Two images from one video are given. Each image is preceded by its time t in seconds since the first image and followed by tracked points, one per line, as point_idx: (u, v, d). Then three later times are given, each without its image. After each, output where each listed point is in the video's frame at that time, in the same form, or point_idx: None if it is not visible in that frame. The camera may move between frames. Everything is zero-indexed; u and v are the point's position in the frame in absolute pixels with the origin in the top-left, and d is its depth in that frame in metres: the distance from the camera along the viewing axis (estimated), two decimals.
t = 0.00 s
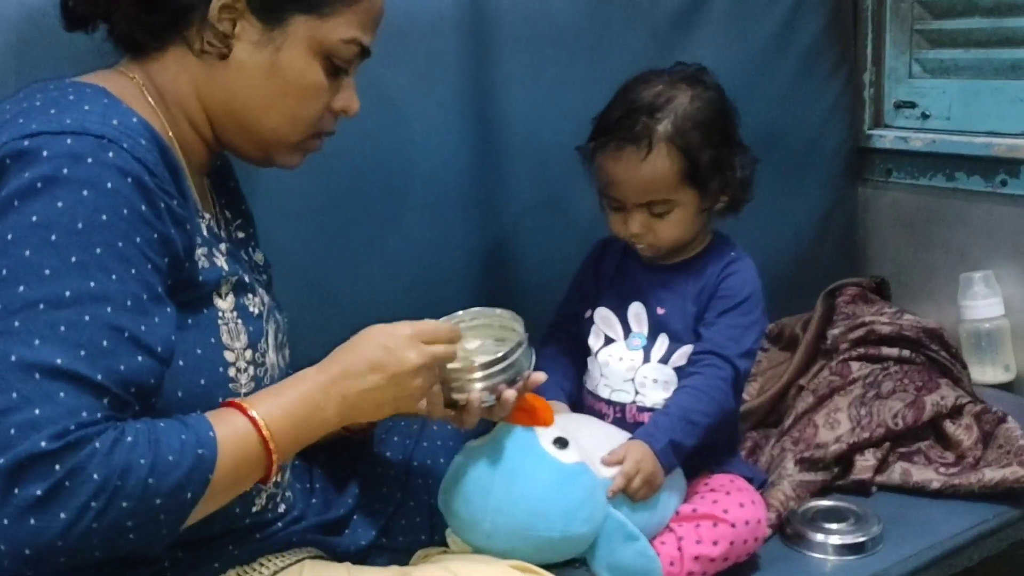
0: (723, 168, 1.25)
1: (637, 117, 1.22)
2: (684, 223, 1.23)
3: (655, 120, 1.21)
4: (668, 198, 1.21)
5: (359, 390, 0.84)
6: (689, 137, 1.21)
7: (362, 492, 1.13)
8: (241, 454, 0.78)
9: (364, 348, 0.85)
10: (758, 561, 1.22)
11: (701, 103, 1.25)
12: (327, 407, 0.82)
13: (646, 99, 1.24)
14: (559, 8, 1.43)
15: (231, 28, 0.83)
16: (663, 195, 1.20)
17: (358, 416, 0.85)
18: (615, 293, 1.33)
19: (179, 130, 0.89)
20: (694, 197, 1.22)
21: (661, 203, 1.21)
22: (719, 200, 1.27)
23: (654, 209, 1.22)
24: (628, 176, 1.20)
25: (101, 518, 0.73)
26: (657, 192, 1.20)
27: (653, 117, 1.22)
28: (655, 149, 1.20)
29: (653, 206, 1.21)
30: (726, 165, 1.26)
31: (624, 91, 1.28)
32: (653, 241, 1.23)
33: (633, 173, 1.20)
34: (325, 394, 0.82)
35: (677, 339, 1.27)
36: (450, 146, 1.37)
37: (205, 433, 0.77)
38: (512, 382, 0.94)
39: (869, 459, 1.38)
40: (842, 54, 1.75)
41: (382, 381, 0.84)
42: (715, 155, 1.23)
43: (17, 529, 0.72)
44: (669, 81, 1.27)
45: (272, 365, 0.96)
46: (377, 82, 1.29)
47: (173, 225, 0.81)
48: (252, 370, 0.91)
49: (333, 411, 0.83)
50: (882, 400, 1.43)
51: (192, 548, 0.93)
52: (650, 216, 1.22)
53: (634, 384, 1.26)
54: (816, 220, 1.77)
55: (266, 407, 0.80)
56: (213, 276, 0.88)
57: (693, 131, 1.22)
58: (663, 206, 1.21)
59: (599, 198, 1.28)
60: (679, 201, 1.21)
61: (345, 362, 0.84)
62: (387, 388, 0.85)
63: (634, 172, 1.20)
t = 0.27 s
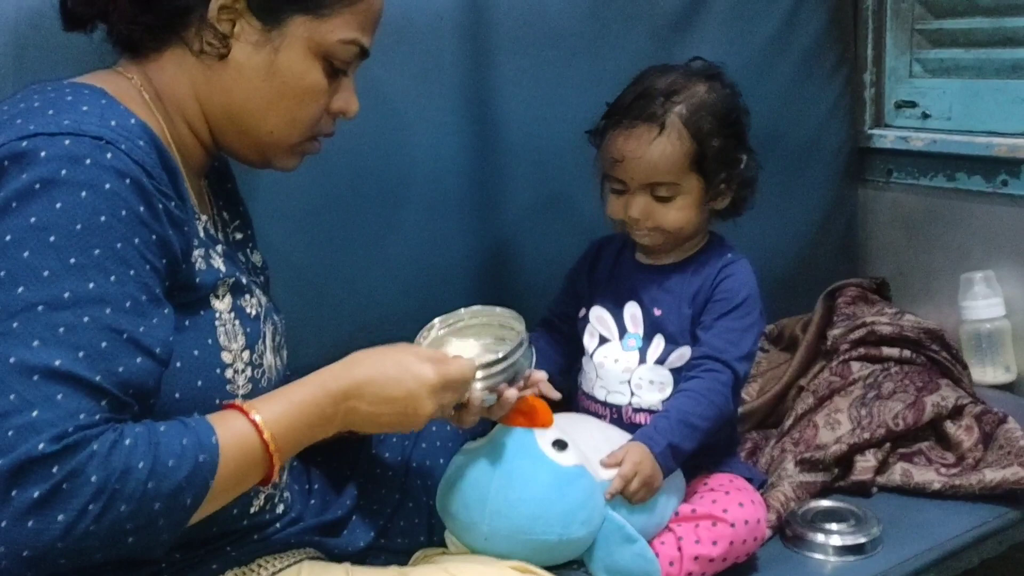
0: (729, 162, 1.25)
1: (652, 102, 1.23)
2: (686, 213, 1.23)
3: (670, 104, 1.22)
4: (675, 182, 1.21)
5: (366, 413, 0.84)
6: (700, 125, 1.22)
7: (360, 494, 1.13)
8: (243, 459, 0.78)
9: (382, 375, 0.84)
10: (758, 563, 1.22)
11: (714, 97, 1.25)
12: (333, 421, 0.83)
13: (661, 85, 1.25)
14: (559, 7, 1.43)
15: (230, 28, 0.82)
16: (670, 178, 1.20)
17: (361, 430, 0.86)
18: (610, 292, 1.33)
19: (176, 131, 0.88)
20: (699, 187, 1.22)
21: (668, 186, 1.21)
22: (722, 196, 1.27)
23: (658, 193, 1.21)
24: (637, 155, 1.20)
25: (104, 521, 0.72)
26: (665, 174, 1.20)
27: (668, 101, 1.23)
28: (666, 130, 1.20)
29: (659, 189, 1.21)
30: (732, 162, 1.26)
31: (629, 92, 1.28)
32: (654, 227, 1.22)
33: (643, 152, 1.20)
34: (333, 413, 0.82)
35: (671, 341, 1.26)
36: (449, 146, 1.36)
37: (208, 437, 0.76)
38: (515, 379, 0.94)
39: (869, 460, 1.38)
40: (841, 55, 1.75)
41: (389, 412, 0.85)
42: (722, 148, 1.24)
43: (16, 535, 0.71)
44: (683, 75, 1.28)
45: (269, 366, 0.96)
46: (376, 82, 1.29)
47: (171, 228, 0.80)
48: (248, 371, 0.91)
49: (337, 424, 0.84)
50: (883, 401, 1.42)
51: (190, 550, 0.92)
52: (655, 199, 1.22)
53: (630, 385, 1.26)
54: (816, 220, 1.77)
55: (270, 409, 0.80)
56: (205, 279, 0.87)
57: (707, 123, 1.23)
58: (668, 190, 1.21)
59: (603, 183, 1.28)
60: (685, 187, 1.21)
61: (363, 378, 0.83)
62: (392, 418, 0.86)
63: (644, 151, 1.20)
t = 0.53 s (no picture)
0: (733, 157, 1.27)
1: (665, 87, 1.26)
2: (687, 201, 1.24)
3: (680, 91, 1.25)
4: (680, 165, 1.22)
5: (358, 418, 0.85)
6: (710, 112, 1.24)
7: (363, 492, 1.14)
8: (229, 461, 0.77)
9: (369, 382, 0.84)
10: (758, 561, 1.23)
11: (724, 93, 1.27)
12: (326, 427, 0.84)
13: (673, 75, 1.28)
14: (560, 9, 1.43)
15: (234, 30, 0.83)
16: (676, 160, 1.22)
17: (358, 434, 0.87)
18: (617, 289, 1.34)
19: (180, 133, 0.89)
20: (702, 176, 1.24)
21: (673, 169, 1.22)
22: (724, 191, 1.28)
23: (660, 176, 1.23)
24: (646, 133, 1.22)
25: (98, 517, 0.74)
26: (671, 155, 1.22)
27: (678, 90, 1.25)
28: (676, 111, 1.22)
29: (664, 171, 1.23)
30: (737, 157, 1.28)
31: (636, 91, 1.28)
32: (653, 211, 1.23)
33: (651, 130, 1.22)
34: (324, 419, 0.83)
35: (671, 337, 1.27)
36: (450, 147, 1.37)
37: (195, 436, 0.76)
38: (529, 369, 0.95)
39: (867, 459, 1.39)
40: (840, 56, 1.76)
41: (382, 417, 0.86)
42: (728, 142, 1.26)
43: (16, 527, 0.73)
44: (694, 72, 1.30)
45: (272, 366, 0.97)
46: (378, 83, 1.30)
47: (173, 229, 0.81)
48: (252, 372, 0.92)
49: (331, 429, 0.85)
50: (881, 401, 1.43)
51: (195, 548, 0.93)
52: (657, 183, 1.23)
53: (636, 384, 1.26)
54: (815, 221, 1.78)
55: (257, 413, 0.80)
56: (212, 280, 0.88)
57: (718, 115, 1.25)
58: (670, 174, 1.23)
59: (606, 168, 1.29)
60: (687, 173, 1.23)
61: (349, 385, 0.84)
62: (385, 423, 0.86)
63: (652, 128, 1.22)
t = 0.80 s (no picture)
0: (734, 150, 1.25)
1: (662, 81, 1.25)
2: (687, 196, 1.22)
3: (676, 83, 1.24)
4: (677, 158, 1.20)
5: (327, 411, 0.79)
6: (707, 104, 1.22)
7: (362, 494, 1.12)
8: (184, 453, 0.73)
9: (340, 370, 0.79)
10: (762, 563, 1.21)
11: (721, 90, 1.25)
12: (291, 422, 0.78)
13: (669, 69, 1.27)
14: (561, 5, 1.42)
15: (229, 24, 0.82)
16: (673, 152, 1.20)
17: (324, 433, 0.81)
18: (616, 285, 1.32)
19: (176, 129, 0.88)
20: (702, 170, 1.22)
21: (670, 161, 1.21)
22: (726, 183, 1.26)
23: (659, 169, 1.21)
24: (642, 124, 1.21)
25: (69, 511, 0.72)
26: (668, 146, 1.20)
27: (674, 83, 1.24)
28: (672, 102, 1.21)
29: (661, 164, 1.21)
30: (737, 150, 1.26)
31: (633, 84, 1.27)
32: (653, 208, 1.22)
33: (647, 120, 1.20)
34: (289, 411, 0.77)
35: (675, 333, 1.25)
36: (450, 144, 1.36)
37: (147, 423, 0.72)
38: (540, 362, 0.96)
39: (873, 461, 1.37)
40: (845, 53, 1.74)
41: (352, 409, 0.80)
42: (726, 138, 1.23)
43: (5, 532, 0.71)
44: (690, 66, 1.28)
45: (269, 364, 0.95)
46: (377, 79, 1.28)
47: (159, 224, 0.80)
48: (247, 369, 0.91)
49: (295, 426, 0.78)
50: (886, 402, 1.41)
51: (190, 550, 0.92)
52: (655, 178, 1.21)
53: (638, 383, 1.26)
54: (820, 219, 1.76)
55: (218, 405, 0.75)
56: (201, 276, 0.86)
57: (716, 108, 1.23)
58: (668, 168, 1.21)
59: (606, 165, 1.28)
60: (686, 166, 1.21)
61: (318, 373, 0.78)
62: (354, 415, 0.80)
63: (648, 119, 1.20)
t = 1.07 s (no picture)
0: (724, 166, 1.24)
1: (638, 118, 1.22)
2: (682, 227, 1.22)
3: (652, 123, 1.20)
4: (669, 200, 1.20)
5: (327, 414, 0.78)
6: (688, 138, 1.20)
7: (362, 495, 1.12)
8: (186, 458, 0.71)
9: (343, 376, 0.77)
10: (763, 564, 1.21)
11: (701, 105, 1.23)
12: (291, 426, 0.77)
13: (646, 100, 1.23)
14: (562, 5, 1.42)
15: (223, 25, 0.81)
16: (664, 197, 1.19)
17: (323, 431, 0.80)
18: (621, 284, 1.32)
19: (172, 129, 0.88)
20: (694, 201, 1.21)
21: (663, 205, 1.20)
22: (723, 200, 1.25)
23: (652, 213, 1.21)
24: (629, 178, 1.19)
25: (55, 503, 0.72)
26: (658, 193, 1.19)
27: (651, 119, 1.21)
28: (654, 148, 1.19)
29: (654, 208, 1.20)
30: (727, 166, 1.24)
31: (620, 107, 1.26)
32: (650, 243, 1.23)
33: (635, 172, 1.19)
34: (290, 416, 0.76)
35: (680, 330, 1.25)
36: (450, 145, 1.36)
37: (146, 429, 0.71)
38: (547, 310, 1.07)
39: (873, 462, 1.37)
40: (845, 54, 1.74)
41: (355, 414, 0.79)
42: (714, 153, 1.22)
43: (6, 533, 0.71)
44: (670, 82, 1.26)
45: (269, 364, 0.95)
46: (378, 80, 1.28)
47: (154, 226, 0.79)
48: (247, 368, 0.90)
49: (295, 428, 0.77)
50: (886, 403, 1.41)
51: (191, 550, 0.91)
52: (651, 219, 1.21)
53: (637, 379, 1.25)
54: (820, 220, 1.76)
55: (222, 406, 0.73)
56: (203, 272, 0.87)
57: (696, 141, 1.21)
58: (661, 210, 1.20)
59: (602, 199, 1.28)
60: (678, 205, 1.20)
61: (320, 378, 0.77)
62: (357, 420, 0.79)
63: (634, 172, 1.19)
